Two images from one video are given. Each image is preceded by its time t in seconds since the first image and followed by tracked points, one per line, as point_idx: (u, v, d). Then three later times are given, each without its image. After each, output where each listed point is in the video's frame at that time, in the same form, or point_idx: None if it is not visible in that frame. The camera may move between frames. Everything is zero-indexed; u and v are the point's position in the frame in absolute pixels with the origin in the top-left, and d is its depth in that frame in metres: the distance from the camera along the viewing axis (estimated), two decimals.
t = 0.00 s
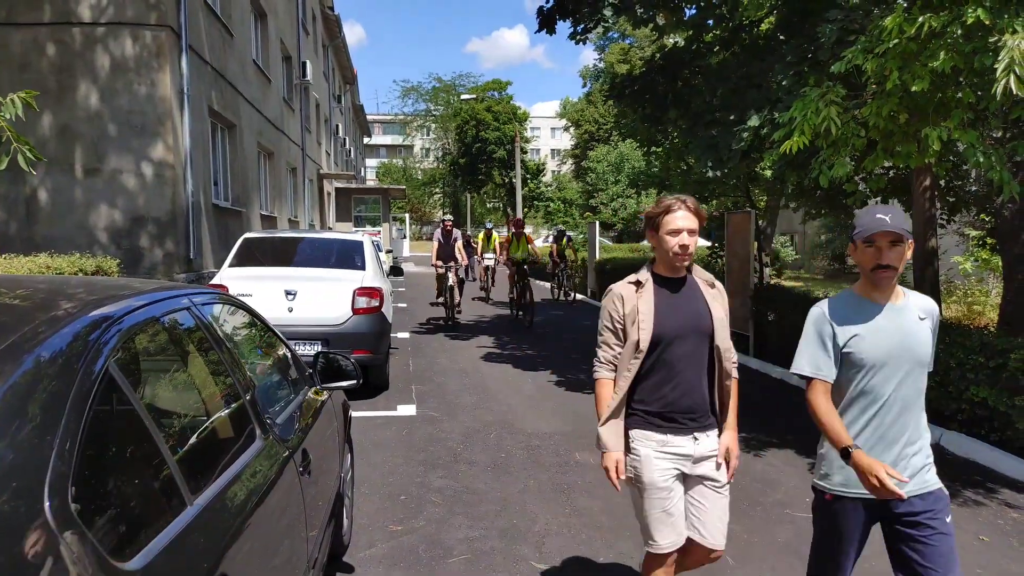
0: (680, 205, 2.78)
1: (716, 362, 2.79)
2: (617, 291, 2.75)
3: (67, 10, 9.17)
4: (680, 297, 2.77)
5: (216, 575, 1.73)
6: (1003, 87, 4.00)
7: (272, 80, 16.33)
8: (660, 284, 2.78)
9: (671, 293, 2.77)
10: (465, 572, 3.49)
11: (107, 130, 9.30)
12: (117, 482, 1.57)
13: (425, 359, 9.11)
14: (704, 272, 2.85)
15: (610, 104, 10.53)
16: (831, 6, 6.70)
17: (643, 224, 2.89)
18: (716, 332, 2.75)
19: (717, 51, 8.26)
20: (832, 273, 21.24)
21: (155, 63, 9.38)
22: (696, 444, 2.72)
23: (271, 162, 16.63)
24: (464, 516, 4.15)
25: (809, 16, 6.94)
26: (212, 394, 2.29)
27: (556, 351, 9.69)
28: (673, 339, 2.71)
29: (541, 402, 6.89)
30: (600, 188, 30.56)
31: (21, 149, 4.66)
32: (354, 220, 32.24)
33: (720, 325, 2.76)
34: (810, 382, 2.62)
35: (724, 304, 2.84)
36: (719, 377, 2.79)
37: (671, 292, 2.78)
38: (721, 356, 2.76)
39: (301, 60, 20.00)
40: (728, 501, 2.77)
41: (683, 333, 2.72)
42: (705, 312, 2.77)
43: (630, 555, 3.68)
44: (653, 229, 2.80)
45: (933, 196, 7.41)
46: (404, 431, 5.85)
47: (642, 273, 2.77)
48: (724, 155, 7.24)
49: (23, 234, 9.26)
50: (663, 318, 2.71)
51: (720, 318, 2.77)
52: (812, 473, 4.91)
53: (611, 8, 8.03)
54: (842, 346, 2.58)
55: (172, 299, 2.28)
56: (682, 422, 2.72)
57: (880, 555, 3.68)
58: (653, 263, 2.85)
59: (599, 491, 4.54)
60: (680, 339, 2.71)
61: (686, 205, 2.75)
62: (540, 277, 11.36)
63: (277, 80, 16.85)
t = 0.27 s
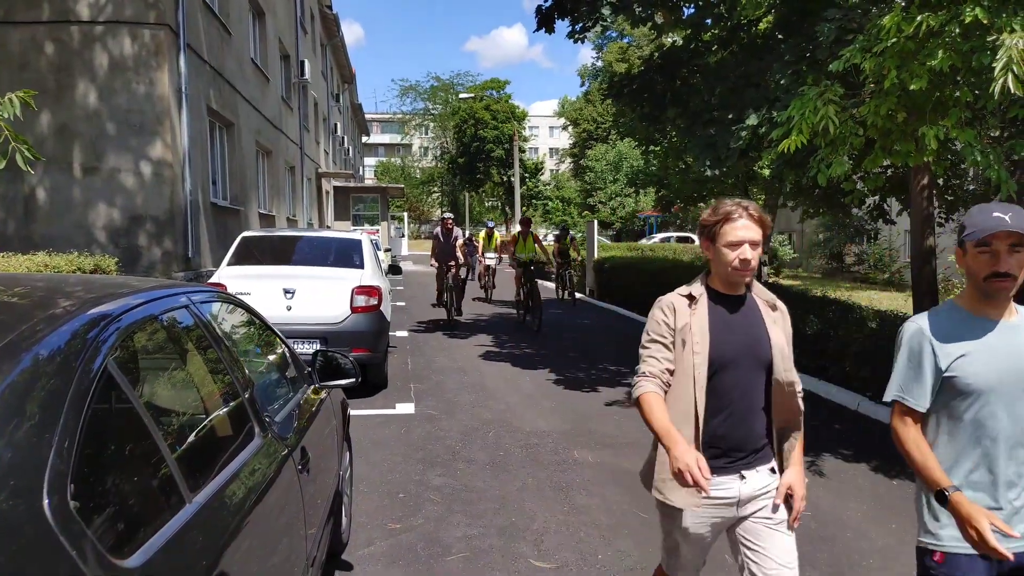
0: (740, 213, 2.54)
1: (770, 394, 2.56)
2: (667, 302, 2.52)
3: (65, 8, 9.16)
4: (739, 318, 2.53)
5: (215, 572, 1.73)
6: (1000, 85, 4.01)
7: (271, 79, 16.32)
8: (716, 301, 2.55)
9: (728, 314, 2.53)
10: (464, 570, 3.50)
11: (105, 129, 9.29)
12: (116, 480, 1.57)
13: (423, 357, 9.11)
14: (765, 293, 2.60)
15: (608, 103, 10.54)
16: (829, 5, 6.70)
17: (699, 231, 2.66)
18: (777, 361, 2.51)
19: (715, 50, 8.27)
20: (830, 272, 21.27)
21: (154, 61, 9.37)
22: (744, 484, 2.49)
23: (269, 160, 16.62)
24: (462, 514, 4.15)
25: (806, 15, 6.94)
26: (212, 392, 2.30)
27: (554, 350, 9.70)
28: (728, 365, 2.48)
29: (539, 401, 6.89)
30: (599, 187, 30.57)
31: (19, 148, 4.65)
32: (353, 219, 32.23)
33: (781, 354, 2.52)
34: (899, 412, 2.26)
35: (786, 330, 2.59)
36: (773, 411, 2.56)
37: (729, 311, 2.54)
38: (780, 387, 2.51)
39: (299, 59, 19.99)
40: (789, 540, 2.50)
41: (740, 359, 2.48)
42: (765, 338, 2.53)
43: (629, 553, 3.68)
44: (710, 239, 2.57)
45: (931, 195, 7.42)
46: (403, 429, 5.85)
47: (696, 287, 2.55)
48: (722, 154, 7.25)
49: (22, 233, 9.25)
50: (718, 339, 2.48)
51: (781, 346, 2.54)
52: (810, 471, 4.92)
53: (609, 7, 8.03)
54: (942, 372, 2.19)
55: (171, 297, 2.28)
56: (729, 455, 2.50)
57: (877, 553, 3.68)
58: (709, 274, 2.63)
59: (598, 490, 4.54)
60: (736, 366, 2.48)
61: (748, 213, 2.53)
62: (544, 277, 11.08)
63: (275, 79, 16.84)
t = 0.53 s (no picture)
0: (836, 196, 2.23)
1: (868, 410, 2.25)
2: (740, 309, 2.24)
3: (62, 12, 9.15)
4: (829, 327, 2.24)
5: None
6: (996, 85, 4.03)
7: (268, 82, 16.32)
8: (805, 304, 2.25)
9: (818, 319, 2.23)
10: (463, 572, 3.50)
11: (103, 132, 9.28)
12: (114, 484, 1.57)
13: (422, 359, 9.11)
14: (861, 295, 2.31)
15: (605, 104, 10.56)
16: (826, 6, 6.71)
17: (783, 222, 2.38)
18: (877, 379, 2.21)
19: (712, 51, 8.29)
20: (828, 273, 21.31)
21: (151, 65, 9.37)
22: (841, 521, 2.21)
23: (266, 163, 16.62)
24: (462, 517, 4.15)
25: (803, 15, 6.96)
26: (210, 396, 2.29)
27: (553, 352, 9.70)
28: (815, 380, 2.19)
29: (538, 402, 6.90)
30: (596, 189, 30.60)
31: (17, 152, 4.65)
32: (351, 222, 32.23)
33: (880, 369, 2.22)
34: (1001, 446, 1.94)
35: (887, 339, 2.28)
36: (873, 429, 2.25)
37: (820, 316, 2.25)
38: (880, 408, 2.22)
39: (297, 62, 19.99)
40: None
41: (829, 373, 2.19)
42: (863, 350, 2.23)
43: (629, 555, 3.68)
44: (797, 230, 2.28)
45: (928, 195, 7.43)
46: (402, 432, 5.85)
47: (777, 289, 2.26)
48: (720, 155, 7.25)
49: (19, 237, 9.24)
50: (803, 350, 2.19)
51: (880, 357, 2.23)
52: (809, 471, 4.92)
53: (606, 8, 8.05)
54: None
55: (169, 301, 2.28)
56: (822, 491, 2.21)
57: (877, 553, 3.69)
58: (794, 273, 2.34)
59: (596, 492, 4.54)
60: (826, 384, 2.19)
61: (844, 197, 2.24)
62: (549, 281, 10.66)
63: (272, 81, 16.85)
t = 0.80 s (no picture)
0: (935, 209, 1.95)
1: (970, 459, 2.00)
2: (818, 352, 1.94)
3: (55, 8, 9.10)
4: (924, 371, 1.95)
5: None
6: (989, 89, 4.05)
7: (262, 80, 16.26)
8: (894, 343, 1.97)
9: (908, 362, 1.95)
10: (456, 572, 3.50)
11: (96, 129, 9.23)
12: (105, 484, 1.56)
13: (415, 360, 9.09)
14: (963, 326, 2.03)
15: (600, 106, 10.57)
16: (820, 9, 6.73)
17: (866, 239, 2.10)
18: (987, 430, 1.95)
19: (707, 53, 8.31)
20: (820, 275, 21.39)
21: (145, 62, 9.33)
22: None
23: (260, 162, 16.56)
24: (454, 517, 4.14)
25: (797, 18, 6.98)
26: (202, 396, 2.28)
27: (547, 352, 9.70)
28: (912, 437, 1.91)
29: (532, 403, 6.90)
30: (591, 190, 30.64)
31: (9, 149, 4.62)
32: (345, 221, 32.16)
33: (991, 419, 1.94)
34: None
35: (994, 382, 2.00)
36: (976, 481, 2.00)
37: (911, 358, 1.96)
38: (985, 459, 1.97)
39: (292, 60, 19.93)
40: None
41: (929, 429, 1.91)
42: (967, 398, 1.95)
43: (622, 556, 3.68)
44: (890, 250, 1.99)
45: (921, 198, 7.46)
46: (395, 432, 5.84)
47: (862, 322, 1.98)
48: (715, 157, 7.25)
49: (10, 234, 9.18)
50: (896, 402, 1.91)
51: (991, 405, 1.95)
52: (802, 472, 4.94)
53: (602, 9, 8.04)
54: None
55: (161, 299, 2.27)
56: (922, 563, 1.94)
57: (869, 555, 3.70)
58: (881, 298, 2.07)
59: (589, 493, 4.54)
60: (926, 441, 1.92)
61: (944, 211, 1.96)
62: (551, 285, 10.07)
63: (267, 80, 16.80)
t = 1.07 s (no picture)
0: None
1: None
2: (940, 385, 1.70)
3: (52, 9, 9.09)
4: None
5: None
6: (986, 90, 4.06)
7: (260, 81, 16.26)
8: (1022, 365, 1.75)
9: None
10: (454, 573, 3.50)
11: (93, 130, 9.22)
12: (102, 484, 1.56)
13: (413, 361, 9.09)
14: None
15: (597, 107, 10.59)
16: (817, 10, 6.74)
17: (986, 237, 1.86)
18: None
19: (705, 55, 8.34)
20: (817, 276, 21.41)
21: (142, 63, 9.33)
22: None
23: (258, 163, 16.54)
24: (452, 518, 4.14)
25: (794, 19, 6.99)
26: (200, 396, 2.28)
27: (544, 353, 9.70)
28: None
29: (529, 404, 6.90)
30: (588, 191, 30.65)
31: (5, 149, 4.61)
32: (342, 222, 32.14)
33: None
34: None
35: None
36: None
37: None
38: None
39: (289, 61, 19.92)
40: None
41: None
42: None
43: (620, 556, 3.68)
44: (1021, 251, 1.77)
45: (918, 199, 7.47)
46: (392, 433, 5.84)
47: (989, 345, 1.73)
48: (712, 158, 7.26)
49: (7, 235, 9.16)
50: None
51: None
52: (799, 473, 4.95)
53: (600, 11, 8.05)
54: None
55: (158, 300, 2.27)
56: None
57: (866, 555, 3.71)
58: (1004, 312, 1.85)
59: (587, 493, 4.54)
60: None
61: None
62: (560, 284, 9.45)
63: (264, 81, 16.79)
